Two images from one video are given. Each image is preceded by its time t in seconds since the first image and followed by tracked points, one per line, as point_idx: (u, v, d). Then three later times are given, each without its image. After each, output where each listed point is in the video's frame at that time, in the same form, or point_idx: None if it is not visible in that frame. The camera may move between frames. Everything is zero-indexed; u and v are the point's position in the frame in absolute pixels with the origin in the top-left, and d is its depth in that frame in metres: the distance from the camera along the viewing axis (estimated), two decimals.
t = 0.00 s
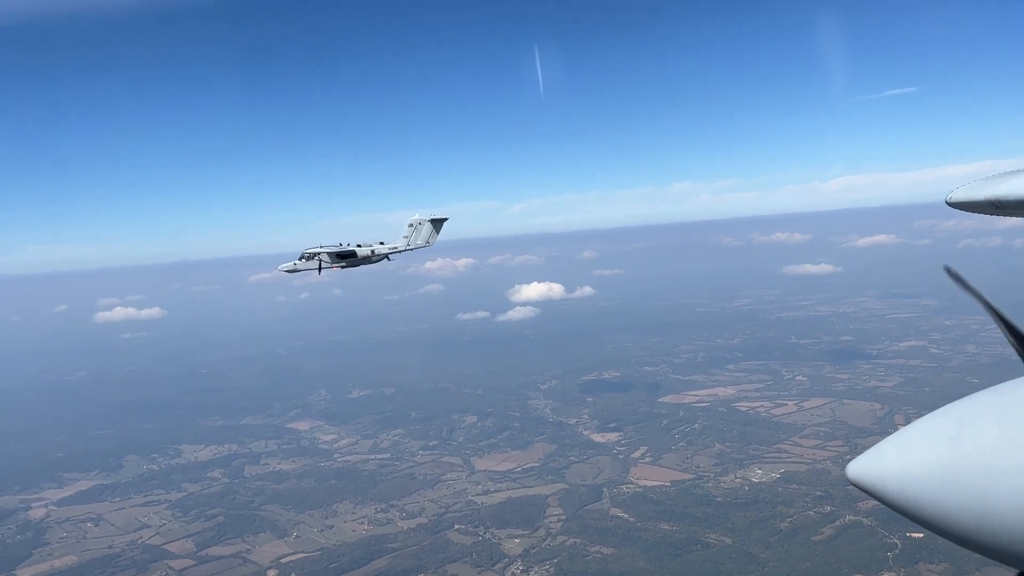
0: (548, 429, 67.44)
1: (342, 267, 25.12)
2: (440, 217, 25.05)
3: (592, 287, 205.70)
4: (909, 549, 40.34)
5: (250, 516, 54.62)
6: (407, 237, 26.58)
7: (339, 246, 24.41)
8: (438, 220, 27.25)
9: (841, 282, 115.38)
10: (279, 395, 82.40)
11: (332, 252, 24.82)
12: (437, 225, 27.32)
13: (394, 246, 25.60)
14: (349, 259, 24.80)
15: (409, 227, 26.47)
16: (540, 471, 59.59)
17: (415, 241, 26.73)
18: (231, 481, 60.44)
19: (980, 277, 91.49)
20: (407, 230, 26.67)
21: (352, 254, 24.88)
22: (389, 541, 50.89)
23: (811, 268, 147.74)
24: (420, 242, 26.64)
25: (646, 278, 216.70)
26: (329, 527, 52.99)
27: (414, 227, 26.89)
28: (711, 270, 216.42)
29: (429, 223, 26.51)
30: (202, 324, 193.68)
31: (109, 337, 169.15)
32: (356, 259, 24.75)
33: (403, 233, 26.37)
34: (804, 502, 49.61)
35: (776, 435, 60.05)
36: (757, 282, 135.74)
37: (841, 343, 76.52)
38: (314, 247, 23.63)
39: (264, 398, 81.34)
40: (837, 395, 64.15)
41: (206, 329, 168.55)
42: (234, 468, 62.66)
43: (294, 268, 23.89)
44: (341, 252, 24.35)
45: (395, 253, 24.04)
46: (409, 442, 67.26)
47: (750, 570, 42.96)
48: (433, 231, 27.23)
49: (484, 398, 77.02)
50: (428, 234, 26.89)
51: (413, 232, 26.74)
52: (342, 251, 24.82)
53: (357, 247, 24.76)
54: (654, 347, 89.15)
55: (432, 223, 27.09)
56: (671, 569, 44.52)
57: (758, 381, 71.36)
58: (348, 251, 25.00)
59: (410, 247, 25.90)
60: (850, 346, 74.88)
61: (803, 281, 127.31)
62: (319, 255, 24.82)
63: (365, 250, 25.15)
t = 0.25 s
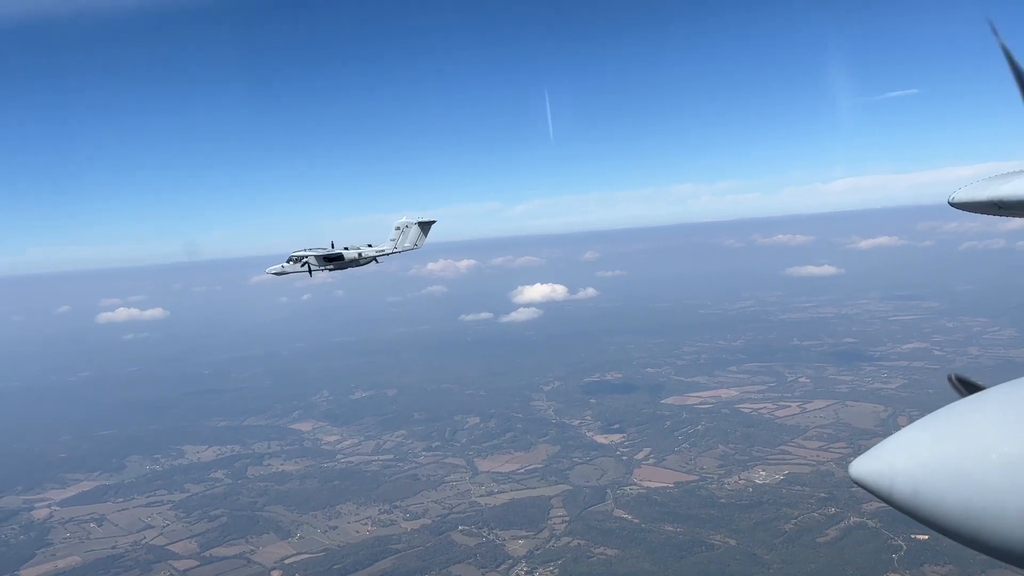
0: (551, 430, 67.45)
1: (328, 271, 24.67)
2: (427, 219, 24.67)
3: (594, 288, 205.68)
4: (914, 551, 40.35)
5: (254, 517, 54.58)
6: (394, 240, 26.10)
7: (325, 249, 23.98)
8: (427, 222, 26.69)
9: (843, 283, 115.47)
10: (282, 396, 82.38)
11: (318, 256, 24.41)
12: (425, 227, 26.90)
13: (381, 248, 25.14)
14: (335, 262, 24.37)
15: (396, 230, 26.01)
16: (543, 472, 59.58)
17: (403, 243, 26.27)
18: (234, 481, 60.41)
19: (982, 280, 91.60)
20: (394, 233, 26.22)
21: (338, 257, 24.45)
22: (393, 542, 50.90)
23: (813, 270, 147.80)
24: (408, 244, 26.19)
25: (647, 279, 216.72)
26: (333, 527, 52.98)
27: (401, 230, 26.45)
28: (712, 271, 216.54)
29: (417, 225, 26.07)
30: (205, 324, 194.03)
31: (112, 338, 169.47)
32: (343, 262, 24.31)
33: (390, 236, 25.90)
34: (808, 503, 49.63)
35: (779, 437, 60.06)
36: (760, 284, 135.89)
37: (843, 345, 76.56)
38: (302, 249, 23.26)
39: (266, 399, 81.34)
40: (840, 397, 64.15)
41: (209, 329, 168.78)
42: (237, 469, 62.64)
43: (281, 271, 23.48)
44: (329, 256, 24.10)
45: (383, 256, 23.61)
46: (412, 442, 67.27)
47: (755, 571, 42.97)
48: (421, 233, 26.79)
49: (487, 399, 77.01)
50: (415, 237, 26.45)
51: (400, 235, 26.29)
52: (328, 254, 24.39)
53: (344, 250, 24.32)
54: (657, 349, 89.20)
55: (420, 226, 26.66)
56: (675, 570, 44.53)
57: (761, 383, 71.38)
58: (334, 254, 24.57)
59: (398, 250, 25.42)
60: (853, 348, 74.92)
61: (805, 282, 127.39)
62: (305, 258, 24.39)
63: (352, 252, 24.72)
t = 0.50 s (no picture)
0: (554, 432, 67.42)
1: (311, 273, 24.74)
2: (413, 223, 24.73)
3: (596, 290, 205.88)
4: (918, 555, 40.32)
5: (256, 517, 54.50)
6: (378, 243, 26.18)
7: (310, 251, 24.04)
8: (411, 225, 26.76)
9: (845, 287, 115.56)
10: (284, 395, 82.36)
11: (303, 257, 24.48)
12: (409, 230, 26.99)
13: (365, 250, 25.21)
14: (320, 264, 24.44)
15: (381, 232, 26.05)
16: (545, 474, 59.52)
17: (387, 246, 26.35)
18: (236, 481, 60.33)
19: (985, 285, 91.64)
20: (379, 235, 26.24)
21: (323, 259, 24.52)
22: (395, 542, 50.85)
23: (815, 273, 147.77)
24: (392, 247, 26.27)
25: (649, 282, 216.70)
26: (335, 528, 52.89)
27: (386, 232, 26.48)
28: (714, 274, 216.55)
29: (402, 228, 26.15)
30: (207, 324, 194.25)
31: (114, 336, 169.68)
32: (328, 265, 24.40)
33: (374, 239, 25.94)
34: (811, 507, 49.62)
35: (782, 440, 60.04)
36: (762, 287, 136.00)
37: (846, 348, 76.58)
38: (288, 251, 23.30)
39: (268, 398, 81.34)
40: (843, 401, 64.14)
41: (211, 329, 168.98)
42: (239, 468, 62.56)
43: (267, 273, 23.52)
44: (313, 258, 24.16)
45: (369, 258, 23.73)
46: (414, 443, 67.23)
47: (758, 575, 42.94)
48: (406, 236, 26.85)
49: (489, 400, 77.03)
50: (400, 239, 26.52)
51: (385, 238, 26.35)
52: (314, 255, 24.46)
53: (329, 252, 24.39)
54: (659, 351, 89.23)
55: (405, 229, 26.75)
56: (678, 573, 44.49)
57: (763, 386, 71.39)
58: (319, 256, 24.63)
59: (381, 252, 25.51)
60: (855, 352, 74.94)
61: (807, 286, 127.33)
62: (291, 260, 24.46)
63: (336, 254, 24.78)
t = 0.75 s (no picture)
0: (557, 434, 67.39)
1: (299, 275, 24.76)
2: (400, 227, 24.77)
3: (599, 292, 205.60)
4: (923, 560, 40.28)
5: (260, 516, 54.45)
6: (366, 245, 26.20)
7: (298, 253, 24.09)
8: (400, 228, 26.77)
9: (849, 291, 115.51)
10: (287, 395, 82.30)
11: (290, 259, 24.53)
12: (398, 233, 27.02)
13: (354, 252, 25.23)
14: (307, 266, 24.49)
15: (369, 235, 26.06)
16: (549, 475, 59.48)
17: (375, 248, 26.41)
18: (240, 480, 60.30)
19: (989, 290, 91.61)
20: (366, 238, 26.26)
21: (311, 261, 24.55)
22: (399, 543, 50.79)
23: (818, 277, 147.52)
24: (380, 249, 26.35)
25: (652, 284, 216.30)
26: (339, 528, 52.84)
27: (374, 235, 26.52)
28: (717, 277, 216.21)
29: (390, 230, 26.20)
30: (209, 323, 194.16)
31: (116, 335, 169.83)
32: (315, 266, 24.46)
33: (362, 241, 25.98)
34: (815, 511, 49.62)
35: (786, 443, 60.04)
36: (765, 290, 135.89)
37: (849, 352, 76.57)
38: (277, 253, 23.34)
39: (271, 398, 81.28)
40: (847, 405, 64.14)
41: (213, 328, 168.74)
42: (242, 468, 62.52)
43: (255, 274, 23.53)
44: (301, 260, 24.27)
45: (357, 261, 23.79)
46: (417, 444, 67.19)
47: None
48: (395, 238, 26.89)
49: (492, 402, 76.99)
50: (389, 242, 26.59)
51: (373, 240, 26.41)
52: (301, 257, 24.50)
53: (316, 254, 24.45)
54: (662, 354, 89.22)
55: (393, 231, 26.81)
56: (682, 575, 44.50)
57: (767, 390, 71.41)
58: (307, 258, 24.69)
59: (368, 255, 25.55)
60: (859, 356, 74.94)
61: (811, 289, 127.16)
62: (279, 262, 24.48)
63: (325, 257, 24.82)
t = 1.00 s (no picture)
0: (563, 436, 67.28)
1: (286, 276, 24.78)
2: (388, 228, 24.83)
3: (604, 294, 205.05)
4: (932, 565, 40.11)
5: (266, 515, 54.44)
6: (354, 247, 26.22)
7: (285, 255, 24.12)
8: (388, 229, 26.84)
9: (855, 296, 115.19)
10: (292, 395, 82.31)
11: (278, 260, 24.56)
12: (386, 234, 27.07)
13: (341, 253, 25.25)
14: (295, 267, 24.50)
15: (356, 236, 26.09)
16: (555, 477, 59.37)
17: (363, 250, 26.44)
18: (246, 479, 60.31)
19: (997, 295, 91.25)
20: (354, 239, 26.30)
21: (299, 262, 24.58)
22: (405, 543, 50.73)
23: (824, 281, 147.07)
24: (368, 251, 26.38)
25: (656, 287, 215.76)
26: (345, 528, 52.79)
27: (361, 237, 26.55)
28: (722, 280, 215.62)
29: (378, 232, 26.25)
30: (214, 321, 194.50)
31: (122, 333, 170.29)
32: (302, 267, 24.50)
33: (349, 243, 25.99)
34: (823, 515, 49.48)
35: (792, 448, 59.90)
36: (771, 294, 135.51)
37: (856, 357, 76.35)
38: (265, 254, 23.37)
39: (276, 397, 81.29)
40: (854, 409, 63.96)
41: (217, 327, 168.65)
42: (248, 466, 62.54)
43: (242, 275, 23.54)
44: (288, 261, 24.24)
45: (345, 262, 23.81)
46: (423, 444, 67.14)
47: None
48: (383, 240, 26.93)
49: (497, 403, 76.91)
50: (377, 243, 26.63)
51: (361, 242, 26.45)
52: (288, 258, 24.54)
53: (303, 256, 24.48)
54: (667, 357, 89.05)
55: (382, 233, 26.84)
56: None
57: (773, 394, 71.25)
58: (295, 259, 24.74)
59: (355, 257, 25.56)
60: (866, 360, 74.73)
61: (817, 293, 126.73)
62: (266, 262, 24.50)
63: (312, 258, 24.86)
